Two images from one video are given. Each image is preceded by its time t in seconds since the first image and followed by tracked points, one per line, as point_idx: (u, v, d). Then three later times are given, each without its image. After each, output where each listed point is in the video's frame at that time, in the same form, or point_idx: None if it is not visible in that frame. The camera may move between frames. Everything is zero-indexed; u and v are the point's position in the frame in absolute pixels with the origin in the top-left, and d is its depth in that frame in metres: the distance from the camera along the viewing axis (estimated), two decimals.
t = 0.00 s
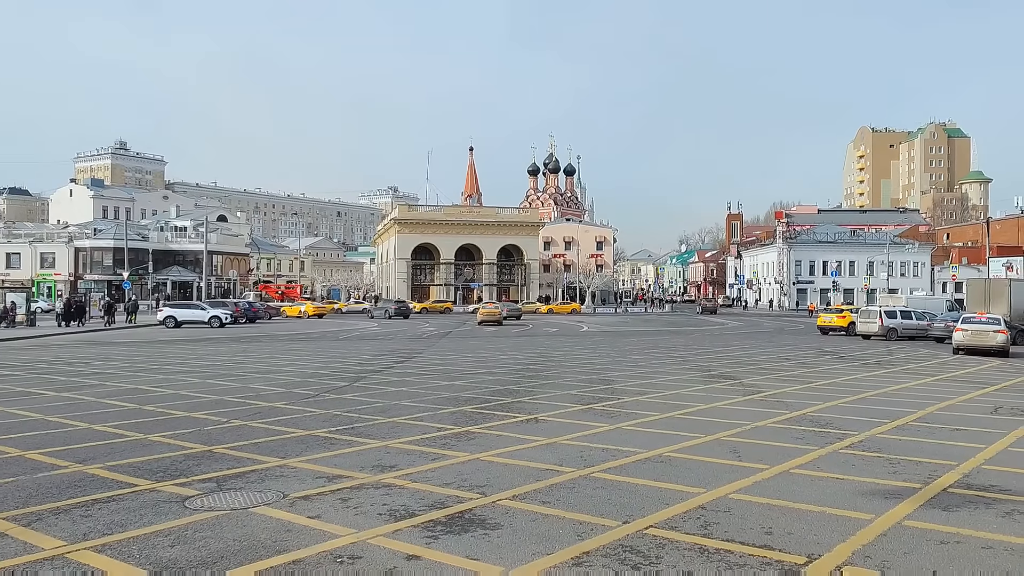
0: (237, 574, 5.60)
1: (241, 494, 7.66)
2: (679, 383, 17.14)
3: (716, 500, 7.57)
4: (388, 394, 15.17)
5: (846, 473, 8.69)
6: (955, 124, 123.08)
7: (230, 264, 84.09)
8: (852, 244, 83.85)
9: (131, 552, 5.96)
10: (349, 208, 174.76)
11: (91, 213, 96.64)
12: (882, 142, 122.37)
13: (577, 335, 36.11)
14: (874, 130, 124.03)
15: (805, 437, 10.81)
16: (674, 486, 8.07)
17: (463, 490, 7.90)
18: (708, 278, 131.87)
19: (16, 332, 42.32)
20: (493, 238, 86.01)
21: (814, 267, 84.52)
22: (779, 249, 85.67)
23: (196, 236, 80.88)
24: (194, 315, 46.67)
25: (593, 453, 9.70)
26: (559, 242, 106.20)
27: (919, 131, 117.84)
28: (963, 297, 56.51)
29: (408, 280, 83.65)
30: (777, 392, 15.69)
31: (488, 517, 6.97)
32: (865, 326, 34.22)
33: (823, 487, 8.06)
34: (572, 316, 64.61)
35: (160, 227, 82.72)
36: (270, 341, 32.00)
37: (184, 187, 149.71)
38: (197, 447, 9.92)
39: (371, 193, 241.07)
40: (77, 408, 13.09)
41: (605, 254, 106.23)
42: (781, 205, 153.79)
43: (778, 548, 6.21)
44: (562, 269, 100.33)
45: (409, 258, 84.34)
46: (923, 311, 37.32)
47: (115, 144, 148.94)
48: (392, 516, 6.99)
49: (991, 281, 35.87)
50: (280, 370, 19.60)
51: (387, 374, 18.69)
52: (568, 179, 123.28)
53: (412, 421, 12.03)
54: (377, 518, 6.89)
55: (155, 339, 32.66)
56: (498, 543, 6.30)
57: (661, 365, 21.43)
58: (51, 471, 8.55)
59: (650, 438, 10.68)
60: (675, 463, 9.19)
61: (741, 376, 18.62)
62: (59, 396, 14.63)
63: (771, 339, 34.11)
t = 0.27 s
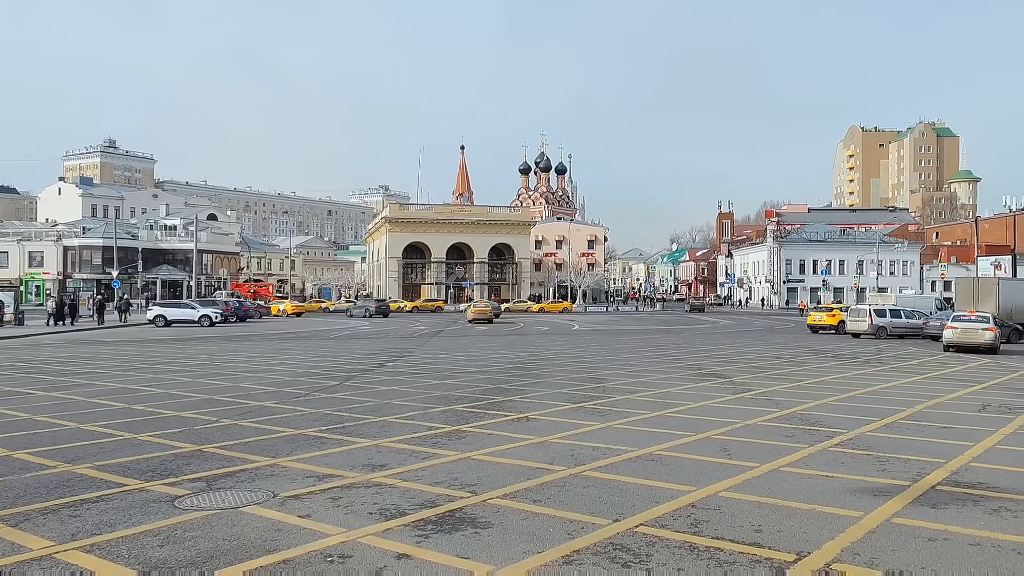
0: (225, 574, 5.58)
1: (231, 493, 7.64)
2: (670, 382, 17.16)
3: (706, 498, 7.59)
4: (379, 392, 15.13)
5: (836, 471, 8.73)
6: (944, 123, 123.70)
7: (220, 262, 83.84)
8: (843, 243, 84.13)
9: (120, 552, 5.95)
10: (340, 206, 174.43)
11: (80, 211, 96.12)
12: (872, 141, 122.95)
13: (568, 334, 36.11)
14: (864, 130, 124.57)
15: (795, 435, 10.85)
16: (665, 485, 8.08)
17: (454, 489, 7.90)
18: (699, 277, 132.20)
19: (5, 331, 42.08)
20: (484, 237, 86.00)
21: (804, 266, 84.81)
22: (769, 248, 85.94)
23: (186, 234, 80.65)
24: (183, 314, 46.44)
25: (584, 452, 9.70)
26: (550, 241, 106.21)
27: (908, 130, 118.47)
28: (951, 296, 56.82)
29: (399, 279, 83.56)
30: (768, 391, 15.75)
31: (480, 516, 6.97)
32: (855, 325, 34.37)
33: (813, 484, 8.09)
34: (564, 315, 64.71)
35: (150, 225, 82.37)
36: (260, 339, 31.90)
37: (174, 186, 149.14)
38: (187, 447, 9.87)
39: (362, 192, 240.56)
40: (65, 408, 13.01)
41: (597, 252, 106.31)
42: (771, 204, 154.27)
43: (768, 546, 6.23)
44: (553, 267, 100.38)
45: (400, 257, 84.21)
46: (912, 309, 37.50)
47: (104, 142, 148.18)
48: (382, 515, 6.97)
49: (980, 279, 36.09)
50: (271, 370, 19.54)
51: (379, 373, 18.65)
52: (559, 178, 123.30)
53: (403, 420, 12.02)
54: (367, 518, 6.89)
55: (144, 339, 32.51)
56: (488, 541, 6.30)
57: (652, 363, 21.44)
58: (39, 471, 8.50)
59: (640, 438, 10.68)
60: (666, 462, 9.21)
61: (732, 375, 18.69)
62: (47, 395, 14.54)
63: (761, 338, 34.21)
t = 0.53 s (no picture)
0: (214, 574, 5.56)
1: (220, 493, 7.61)
2: (661, 380, 17.19)
3: (696, 496, 7.61)
4: (369, 392, 15.11)
5: (826, 469, 8.76)
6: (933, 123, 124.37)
7: (209, 261, 83.49)
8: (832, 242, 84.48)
9: (109, 553, 5.92)
10: (330, 205, 173.95)
11: (67, 210, 95.47)
12: (861, 140, 123.54)
13: (559, 332, 36.13)
14: (853, 129, 125.13)
15: (785, 434, 10.88)
16: (655, 483, 8.10)
17: (444, 488, 7.90)
18: (690, 276, 132.48)
19: None
20: (475, 235, 85.94)
21: (794, 265, 85.13)
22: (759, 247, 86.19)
23: (175, 233, 80.28)
24: (173, 314, 46.27)
25: (574, 451, 9.70)
26: (540, 240, 106.23)
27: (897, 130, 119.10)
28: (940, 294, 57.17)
29: (390, 278, 83.46)
30: (757, 389, 15.82)
31: (470, 515, 6.97)
32: (845, 323, 34.50)
33: (802, 482, 8.13)
34: (555, 314, 64.74)
35: (138, 224, 81.96)
36: (250, 339, 31.82)
37: (162, 184, 148.42)
38: (175, 446, 9.83)
39: (352, 190, 240.04)
40: (54, 408, 12.93)
41: (587, 251, 106.37)
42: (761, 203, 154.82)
43: (756, 543, 6.26)
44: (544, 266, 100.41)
45: (391, 256, 84.05)
46: (900, 308, 37.66)
47: (92, 140, 147.32)
48: (372, 514, 6.97)
49: (967, 278, 36.29)
50: (260, 369, 19.45)
51: (369, 373, 18.63)
52: (550, 177, 123.33)
53: (394, 419, 12.00)
54: (357, 517, 6.88)
55: (133, 338, 32.35)
56: (479, 541, 6.30)
57: (643, 362, 21.47)
58: (26, 471, 8.44)
59: (630, 436, 10.68)
60: (657, 460, 9.22)
61: (722, 373, 18.73)
62: (35, 395, 14.46)
63: (751, 336, 34.31)
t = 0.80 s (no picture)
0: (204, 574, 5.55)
1: (210, 493, 7.59)
2: (651, 379, 17.22)
3: (686, 494, 7.62)
4: (360, 391, 15.10)
5: (815, 466, 8.80)
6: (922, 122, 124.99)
7: (199, 260, 83.16)
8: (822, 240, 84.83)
9: (97, 553, 5.89)
10: (320, 204, 173.57)
11: (56, 209, 95.03)
12: (851, 139, 124.08)
13: (550, 331, 36.17)
14: (843, 128, 125.64)
15: (775, 431, 10.92)
16: (645, 482, 8.11)
17: (434, 487, 7.90)
18: (681, 274, 132.80)
19: None
20: (466, 234, 85.87)
21: (784, 263, 85.44)
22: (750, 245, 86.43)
23: (164, 232, 79.99)
24: (163, 313, 46.13)
25: (565, 449, 9.72)
26: (532, 238, 106.27)
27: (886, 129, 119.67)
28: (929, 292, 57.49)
29: (381, 276, 83.32)
30: (748, 387, 15.88)
31: (460, 513, 6.98)
32: (834, 322, 34.64)
33: (791, 480, 8.16)
34: (546, 312, 64.75)
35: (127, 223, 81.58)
36: (241, 338, 31.74)
37: (152, 183, 147.80)
38: (165, 446, 9.80)
39: (344, 189, 239.64)
40: (42, 408, 12.88)
41: (579, 250, 106.44)
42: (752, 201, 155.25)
43: (745, 541, 6.28)
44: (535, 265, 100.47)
45: (382, 255, 83.92)
46: (890, 306, 37.80)
47: (81, 139, 146.62)
48: (363, 513, 6.96)
49: (956, 276, 36.49)
50: (251, 369, 19.40)
51: (360, 372, 18.60)
52: (541, 176, 123.42)
53: (385, 418, 11.99)
54: (347, 516, 6.87)
55: (123, 338, 32.22)
56: (469, 539, 6.30)
57: (634, 361, 21.51)
58: (14, 472, 8.39)
59: (621, 435, 10.70)
60: (647, 458, 9.24)
61: (712, 371, 18.80)
62: (23, 395, 14.38)
63: (742, 335, 34.43)
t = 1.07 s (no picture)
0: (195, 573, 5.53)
1: (200, 493, 7.57)
2: (643, 378, 17.22)
3: (677, 492, 7.64)
4: (351, 390, 15.07)
5: (806, 465, 8.83)
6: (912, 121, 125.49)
7: (189, 260, 82.79)
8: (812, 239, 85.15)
9: (86, 553, 5.87)
10: (311, 203, 172.96)
11: (45, 208, 94.50)
12: (841, 138, 124.55)
13: (542, 330, 36.17)
14: (833, 127, 126.05)
15: (766, 430, 10.95)
16: (636, 480, 8.13)
17: (425, 486, 7.90)
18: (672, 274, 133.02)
19: None
20: (458, 234, 85.76)
21: (775, 262, 85.72)
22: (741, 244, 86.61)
23: (154, 231, 79.64)
24: (153, 313, 45.94)
25: (556, 448, 9.71)
26: (523, 237, 106.26)
27: (876, 128, 120.14)
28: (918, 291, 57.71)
29: (372, 276, 83.14)
30: (739, 385, 15.92)
31: (452, 513, 6.97)
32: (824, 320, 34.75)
33: (782, 478, 8.18)
34: (538, 312, 64.75)
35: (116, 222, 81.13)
36: (232, 338, 31.62)
37: (142, 182, 147.09)
38: (156, 446, 9.76)
39: (335, 189, 239.07)
40: (31, 408, 12.81)
41: (570, 249, 106.44)
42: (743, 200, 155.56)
43: (737, 539, 6.29)
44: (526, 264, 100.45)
45: (373, 254, 83.74)
46: (880, 305, 37.95)
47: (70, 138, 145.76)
48: (354, 513, 6.94)
49: (945, 275, 36.70)
50: (241, 368, 19.32)
51: (351, 371, 18.56)
52: (533, 175, 123.39)
53: (376, 418, 11.97)
54: (338, 516, 6.86)
55: (113, 337, 32.04)
56: (460, 538, 6.30)
57: (625, 360, 21.52)
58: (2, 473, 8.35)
59: (612, 434, 10.71)
60: (638, 457, 9.26)
61: (704, 370, 18.84)
62: (12, 395, 14.30)
63: (733, 333, 34.50)
